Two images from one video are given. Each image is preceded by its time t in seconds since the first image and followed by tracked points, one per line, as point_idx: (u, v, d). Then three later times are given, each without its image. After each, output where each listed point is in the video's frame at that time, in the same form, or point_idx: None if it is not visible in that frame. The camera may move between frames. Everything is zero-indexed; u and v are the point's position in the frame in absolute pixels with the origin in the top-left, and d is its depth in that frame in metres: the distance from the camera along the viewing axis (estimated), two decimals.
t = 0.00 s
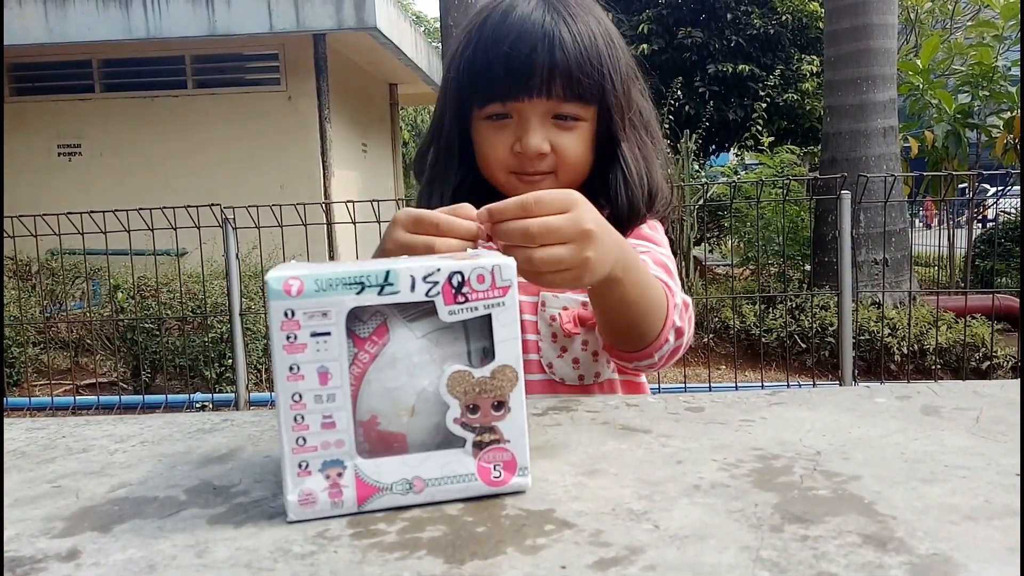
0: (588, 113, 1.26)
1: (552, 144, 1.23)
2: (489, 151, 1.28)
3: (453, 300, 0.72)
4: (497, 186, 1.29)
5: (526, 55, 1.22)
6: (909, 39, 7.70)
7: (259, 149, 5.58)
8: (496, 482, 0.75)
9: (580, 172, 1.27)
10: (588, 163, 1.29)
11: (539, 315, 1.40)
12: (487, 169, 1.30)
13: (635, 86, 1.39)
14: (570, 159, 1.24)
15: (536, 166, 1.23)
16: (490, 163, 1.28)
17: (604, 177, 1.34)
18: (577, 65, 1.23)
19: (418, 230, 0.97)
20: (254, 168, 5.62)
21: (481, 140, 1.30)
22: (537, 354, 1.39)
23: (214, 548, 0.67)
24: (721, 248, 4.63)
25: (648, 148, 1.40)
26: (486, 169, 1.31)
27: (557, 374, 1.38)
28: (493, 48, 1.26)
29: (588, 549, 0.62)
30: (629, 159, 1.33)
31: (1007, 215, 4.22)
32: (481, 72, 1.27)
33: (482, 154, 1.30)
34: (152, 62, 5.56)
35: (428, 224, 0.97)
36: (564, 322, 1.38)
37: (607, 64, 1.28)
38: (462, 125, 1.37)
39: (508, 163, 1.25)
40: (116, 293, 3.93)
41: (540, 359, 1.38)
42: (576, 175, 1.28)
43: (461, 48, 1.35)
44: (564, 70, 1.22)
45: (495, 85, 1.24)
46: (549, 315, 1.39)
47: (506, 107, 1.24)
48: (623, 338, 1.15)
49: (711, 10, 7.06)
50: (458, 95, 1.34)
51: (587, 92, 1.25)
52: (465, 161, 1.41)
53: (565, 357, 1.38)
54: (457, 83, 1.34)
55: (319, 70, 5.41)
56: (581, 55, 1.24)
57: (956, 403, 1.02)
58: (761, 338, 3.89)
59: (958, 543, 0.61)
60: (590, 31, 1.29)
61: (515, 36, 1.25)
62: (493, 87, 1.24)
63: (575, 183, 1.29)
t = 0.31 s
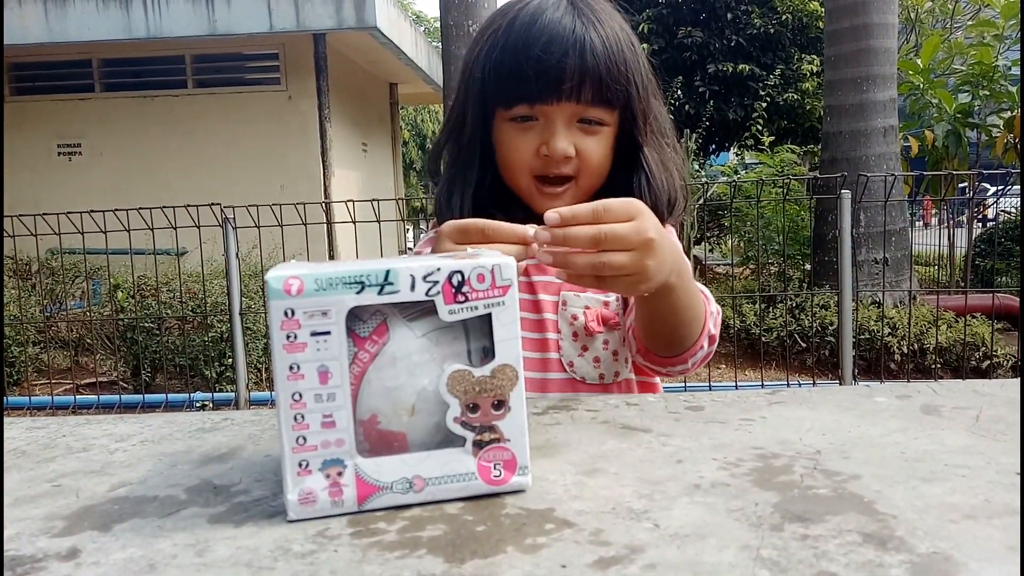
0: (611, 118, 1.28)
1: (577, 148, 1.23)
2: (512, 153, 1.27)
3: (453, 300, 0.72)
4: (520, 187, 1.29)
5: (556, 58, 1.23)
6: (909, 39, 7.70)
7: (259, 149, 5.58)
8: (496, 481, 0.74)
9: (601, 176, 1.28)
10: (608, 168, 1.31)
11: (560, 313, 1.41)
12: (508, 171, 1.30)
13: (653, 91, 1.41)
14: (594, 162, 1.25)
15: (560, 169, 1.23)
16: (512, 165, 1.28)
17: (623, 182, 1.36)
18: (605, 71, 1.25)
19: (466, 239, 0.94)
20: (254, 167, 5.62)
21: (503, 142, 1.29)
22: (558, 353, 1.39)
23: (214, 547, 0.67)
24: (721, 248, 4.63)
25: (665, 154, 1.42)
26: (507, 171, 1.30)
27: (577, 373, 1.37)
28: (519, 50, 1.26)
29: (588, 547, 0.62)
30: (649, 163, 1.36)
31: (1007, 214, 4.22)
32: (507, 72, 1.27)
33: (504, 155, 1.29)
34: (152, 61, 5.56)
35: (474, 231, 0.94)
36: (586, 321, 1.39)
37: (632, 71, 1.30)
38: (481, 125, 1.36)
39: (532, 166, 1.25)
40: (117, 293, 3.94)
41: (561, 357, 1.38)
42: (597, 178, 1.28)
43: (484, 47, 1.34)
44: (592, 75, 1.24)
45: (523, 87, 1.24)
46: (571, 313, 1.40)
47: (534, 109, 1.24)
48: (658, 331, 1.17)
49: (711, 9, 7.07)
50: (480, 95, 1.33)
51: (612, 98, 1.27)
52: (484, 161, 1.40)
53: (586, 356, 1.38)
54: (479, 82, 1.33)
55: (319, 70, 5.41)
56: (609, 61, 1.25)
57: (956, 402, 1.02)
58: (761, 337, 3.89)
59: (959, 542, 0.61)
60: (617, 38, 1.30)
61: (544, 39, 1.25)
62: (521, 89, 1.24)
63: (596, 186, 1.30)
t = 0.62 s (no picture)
0: (610, 120, 1.28)
1: (575, 149, 1.24)
2: (510, 155, 1.27)
3: (452, 301, 0.72)
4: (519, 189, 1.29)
5: (553, 61, 1.23)
6: (908, 40, 7.70)
7: (258, 149, 5.58)
8: (495, 483, 0.74)
9: (601, 177, 1.29)
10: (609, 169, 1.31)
11: (573, 316, 1.41)
12: (507, 173, 1.30)
13: (653, 91, 1.42)
14: (593, 164, 1.26)
15: (559, 171, 1.23)
16: (510, 168, 1.28)
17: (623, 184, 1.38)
18: (602, 73, 1.25)
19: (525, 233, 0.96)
20: (253, 167, 5.61)
21: (501, 144, 1.29)
22: (571, 356, 1.38)
23: (213, 548, 0.67)
24: (720, 249, 4.63)
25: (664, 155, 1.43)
26: (506, 173, 1.30)
27: (590, 376, 1.37)
28: (517, 54, 1.26)
29: (587, 549, 0.62)
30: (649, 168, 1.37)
31: (1006, 215, 4.22)
32: (505, 75, 1.26)
33: (502, 158, 1.29)
34: (151, 62, 5.57)
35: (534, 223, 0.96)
36: (599, 323, 1.39)
37: (630, 72, 1.30)
38: (481, 128, 1.35)
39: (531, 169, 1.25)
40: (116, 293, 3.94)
41: (574, 359, 1.38)
42: (597, 179, 1.29)
43: (483, 50, 1.34)
44: (589, 77, 1.24)
45: (521, 89, 1.24)
46: (584, 316, 1.41)
47: (532, 112, 1.23)
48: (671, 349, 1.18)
49: (710, 10, 7.07)
50: (480, 98, 1.33)
51: (610, 99, 1.27)
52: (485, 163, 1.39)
53: (599, 358, 1.37)
54: (478, 86, 1.33)
55: (318, 70, 5.41)
56: (606, 63, 1.26)
57: (955, 403, 1.02)
58: (760, 339, 3.89)
59: (957, 544, 0.61)
60: (613, 39, 1.30)
61: (541, 42, 1.25)
62: (520, 92, 1.24)
63: (596, 187, 1.30)
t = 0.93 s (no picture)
0: (599, 123, 1.28)
1: (565, 154, 1.24)
2: (501, 160, 1.27)
3: (450, 301, 0.72)
4: (511, 194, 1.30)
5: (539, 67, 1.23)
6: (904, 41, 7.71)
7: (255, 149, 5.57)
8: (493, 483, 0.74)
9: (592, 180, 1.29)
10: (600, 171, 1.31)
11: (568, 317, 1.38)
12: (499, 178, 1.30)
13: (646, 91, 1.41)
14: (583, 167, 1.26)
15: (549, 175, 1.24)
16: (502, 172, 1.28)
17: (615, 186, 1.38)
18: (589, 77, 1.25)
19: (543, 299, 0.94)
20: (251, 167, 5.61)
21: (493, 149, 1.29)
22: (564, 356, 1.38)
23: (210, 548, 0.67)
24: (717, 250, 4.63)
25: (657, 157, 1.42)
26: (498, 178, 1.31)
27: (584, 377, 1.37)
28: (504, 60, 1.26)
29: (584, 549, 0.62)
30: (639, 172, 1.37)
31: (1002, 217, 4.23)
32: (493, 80, 1.27)
33: (494, 162, 1.30)
34: (148, 62, 5.56)
35: (553, 289, 0.93)
36: (595, 326, 1.38)
37: (619, 74, 1.30)
38: (472, 133, 1.35)
39: (522, 173, 1.26)
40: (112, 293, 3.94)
41: (568, 360, 1.38)
42: (588, 181, 1.29)
43: (472, 55, 1.34)
44: (576, 81, 1.23)
45: (509, 95, 1.24)
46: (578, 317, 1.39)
47: (520, 117, 1.23)
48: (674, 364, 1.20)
49: (708, 11, 7.07)
50: (470, 105, 1.33)
51: (598, 102, 1.27)
52: (477, 167, 1.39)
53: (593, 360, 1.38)
54: (468, 92, 1.33)
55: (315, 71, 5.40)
56: (592, 66, 1.25)
57: (952, 403, 1.02)
58: (756, 340, 3.89)
59: (954, 544, 0.61)
60: (601, 41, 1.30)
61: (527, 48, 1.25)
62: (508, 97, 1.24)
63: (587, 189, 1.30)
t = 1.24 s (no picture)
0: (600, 118, 1.28)
1: (565, 151, 1.24)
2: (502, 157, 1.27)
3: (452, 296, 0.72)
4: (512, 191, 1.30)
5: (539, 63, 1.22)
6: (907, 37, 7.70)
7: (256, 146, 5.57)
8: (495, 478, 0.74)
9: (592, 176, 1.29)
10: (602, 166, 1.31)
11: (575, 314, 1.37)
12: (501, 175, 1.30)
13: (645, 85, 1.40)
14: (584, 164, 1.26)
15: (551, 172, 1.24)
16: (504, 170, 1.28)
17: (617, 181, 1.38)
18: (588, 72, 1.24)
19: (608, 308, 0.96)
20: (252, 164, 5.61)
21: (493, 146, 1.29)
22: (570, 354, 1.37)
23: (212, 544, 0.67)
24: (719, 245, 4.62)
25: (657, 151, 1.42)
26: (499, 175, 1.31)
27: (591, 374, 1.36)
28: (502, 57, 1.26)
29: (586, 544, 0.62)
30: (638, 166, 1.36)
31: (1004, 212, 4.22)
32: (492, 77, 1.26)
33: (495, 160, 1.30)
34: (150, 59, 5.56)
35: (619, 299, 0.95)
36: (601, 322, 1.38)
37: (617, 69, 1.29)
38: (471, 130, 1.35)
39: (524, 170, 1.26)
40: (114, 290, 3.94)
41: (574, 358, 1.37)
42: (589, 177, 1.29)
43: (470, 52, 1.34)
44: (575, 77, 1.23)
45: (509, 92, 1.23)
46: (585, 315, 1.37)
47: (521, 114, 1.23)
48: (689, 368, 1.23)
49: (709, 6, 7.06)
50: (469, 102, 1.33)
51: (597, 98, 1.26)
52: (477, 164, 1.39)
53: (600, 357, 1.37)
54: (467, 89, 1.33)
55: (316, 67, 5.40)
56: (591, 61, 1.25)
57: (955, 398, 1.02)
58: (759, 336, 3.89)
59: (957, 537, 0.61)
60: (599, 35, 1.29)
61: (524, 44, 1.25)
62: (507, 95, 1.24)
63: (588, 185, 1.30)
